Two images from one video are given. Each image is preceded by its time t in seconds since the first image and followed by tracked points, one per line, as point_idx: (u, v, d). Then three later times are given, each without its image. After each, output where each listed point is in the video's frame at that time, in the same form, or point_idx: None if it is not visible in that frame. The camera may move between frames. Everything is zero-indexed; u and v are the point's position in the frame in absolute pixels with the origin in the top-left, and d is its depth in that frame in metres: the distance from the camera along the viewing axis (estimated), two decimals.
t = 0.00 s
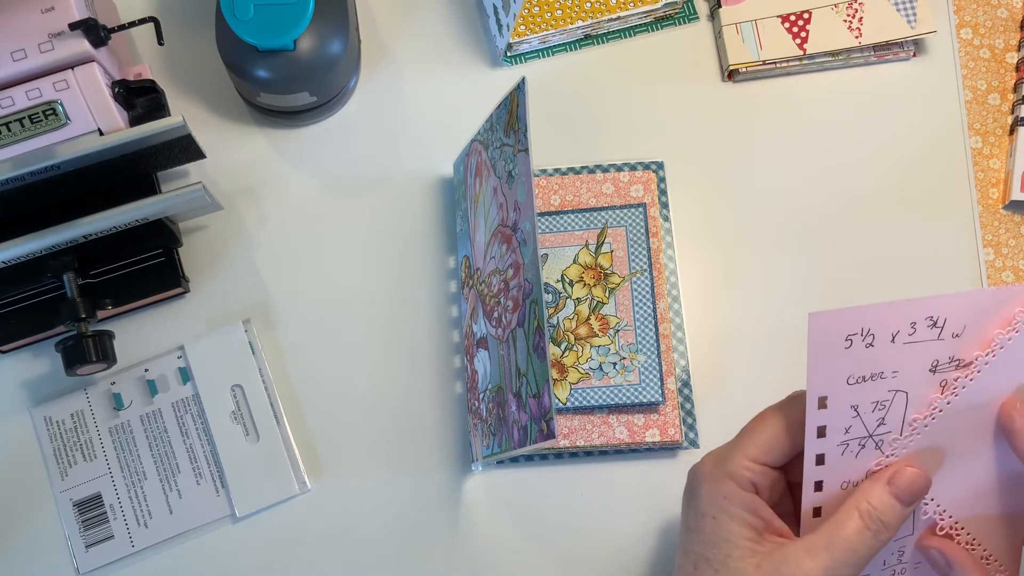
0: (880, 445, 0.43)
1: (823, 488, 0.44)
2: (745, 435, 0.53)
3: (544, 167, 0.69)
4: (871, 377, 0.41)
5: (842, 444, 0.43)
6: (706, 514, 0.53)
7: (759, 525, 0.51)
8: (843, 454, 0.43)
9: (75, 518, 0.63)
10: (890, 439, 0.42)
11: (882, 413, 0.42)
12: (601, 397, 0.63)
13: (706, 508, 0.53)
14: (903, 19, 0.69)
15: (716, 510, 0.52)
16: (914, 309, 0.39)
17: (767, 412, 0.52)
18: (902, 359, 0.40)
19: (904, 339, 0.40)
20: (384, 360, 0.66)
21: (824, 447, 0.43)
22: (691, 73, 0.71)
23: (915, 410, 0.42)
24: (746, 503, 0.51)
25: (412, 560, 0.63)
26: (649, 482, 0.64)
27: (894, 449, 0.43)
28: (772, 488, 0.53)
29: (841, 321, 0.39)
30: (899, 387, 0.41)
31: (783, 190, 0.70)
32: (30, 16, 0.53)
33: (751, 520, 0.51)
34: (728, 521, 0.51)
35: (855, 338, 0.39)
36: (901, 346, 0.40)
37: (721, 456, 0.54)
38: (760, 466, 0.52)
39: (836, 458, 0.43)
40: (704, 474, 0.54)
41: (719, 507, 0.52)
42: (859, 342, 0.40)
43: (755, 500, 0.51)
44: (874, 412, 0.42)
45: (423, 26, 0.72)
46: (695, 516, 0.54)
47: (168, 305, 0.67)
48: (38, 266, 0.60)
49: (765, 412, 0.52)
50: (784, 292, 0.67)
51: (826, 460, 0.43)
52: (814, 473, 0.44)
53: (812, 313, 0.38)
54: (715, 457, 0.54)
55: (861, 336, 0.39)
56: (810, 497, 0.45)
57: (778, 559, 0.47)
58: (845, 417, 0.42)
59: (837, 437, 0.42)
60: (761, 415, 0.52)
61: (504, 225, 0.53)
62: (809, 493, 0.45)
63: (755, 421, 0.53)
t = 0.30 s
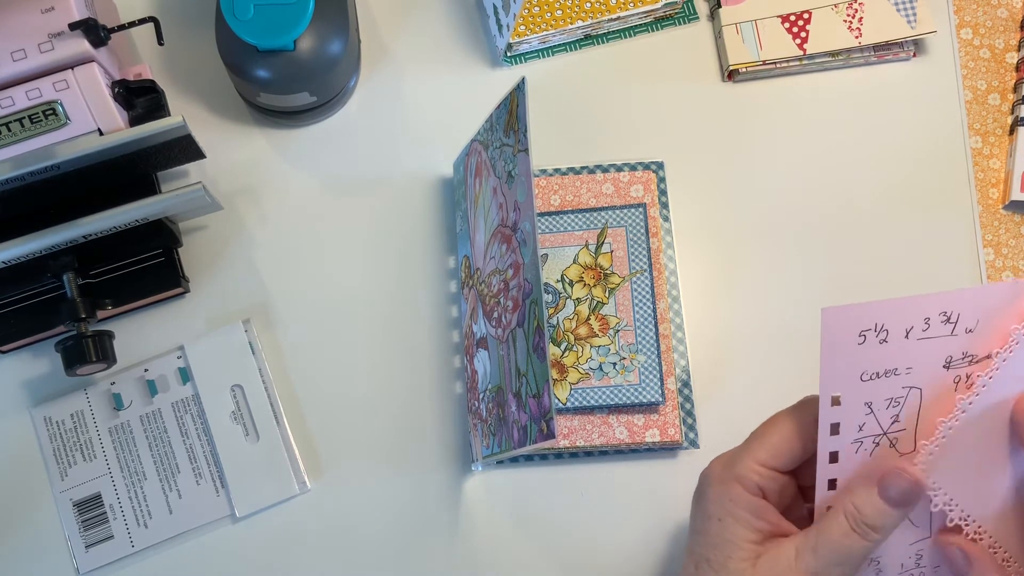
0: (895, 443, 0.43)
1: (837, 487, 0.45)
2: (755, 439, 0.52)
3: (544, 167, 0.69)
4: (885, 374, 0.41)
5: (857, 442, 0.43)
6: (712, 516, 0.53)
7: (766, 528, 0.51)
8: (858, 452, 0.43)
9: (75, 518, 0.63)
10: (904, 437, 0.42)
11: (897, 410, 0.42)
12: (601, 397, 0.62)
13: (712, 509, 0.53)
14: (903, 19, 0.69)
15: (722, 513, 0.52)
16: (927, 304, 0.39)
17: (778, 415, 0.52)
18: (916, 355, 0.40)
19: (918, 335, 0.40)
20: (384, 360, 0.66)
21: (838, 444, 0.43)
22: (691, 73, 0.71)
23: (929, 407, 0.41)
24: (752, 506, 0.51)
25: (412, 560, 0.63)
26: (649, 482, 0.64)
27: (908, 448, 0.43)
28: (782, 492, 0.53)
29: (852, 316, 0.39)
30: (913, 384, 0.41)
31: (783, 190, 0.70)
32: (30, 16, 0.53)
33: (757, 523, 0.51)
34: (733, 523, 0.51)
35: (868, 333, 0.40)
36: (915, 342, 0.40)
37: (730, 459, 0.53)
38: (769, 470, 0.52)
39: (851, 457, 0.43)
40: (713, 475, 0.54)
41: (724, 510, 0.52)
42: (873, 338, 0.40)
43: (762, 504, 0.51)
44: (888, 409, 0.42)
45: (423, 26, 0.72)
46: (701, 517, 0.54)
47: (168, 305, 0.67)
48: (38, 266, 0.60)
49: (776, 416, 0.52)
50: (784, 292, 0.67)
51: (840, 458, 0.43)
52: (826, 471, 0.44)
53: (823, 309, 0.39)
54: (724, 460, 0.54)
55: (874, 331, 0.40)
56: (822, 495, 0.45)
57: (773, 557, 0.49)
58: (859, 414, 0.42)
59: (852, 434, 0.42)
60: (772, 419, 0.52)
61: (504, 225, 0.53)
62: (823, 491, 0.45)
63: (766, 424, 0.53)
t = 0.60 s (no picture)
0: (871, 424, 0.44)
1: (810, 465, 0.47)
2: (737, 428, 0.52)
3: (544, 167, 0.69)
4: (850, 354, 0.44)
5: (829, 421, 0.45)
6: (697, 508, 0.53)
7: (749, 517, 0.51)
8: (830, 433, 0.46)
9: (75, 518, 0.63)
10: (878, 417, 0.44)
11: (866, 390, 0.44)
12: (600, 397, 0.62)
13: (698, 501, 0.53)
14: (903, 19, 0.69)
15: (707, 505, 0.52)
16: (885, 286, 0.43)
17: (759, 404, 0.52)
18: (881, 335, 0.43)
19: (880, 315, 0.43)
20: (385, 360, 0.66)
21: (811, 423, 0.46)
22: (691, 73, 0.71)
23: (900, 388, 0.44)
24: (736, 497, 0.51)
25: (413, 560, 0.63)
26: (649, 483, 0.64)
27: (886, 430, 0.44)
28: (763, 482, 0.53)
29: (813, 297, 0.44)
30: (882, 365, 0.44)
31: (783, 190, 0.70)
32: (31, 16, 0.53)
33: (741, 514, 0.51)
34: (720, 514, 0.51)
35: (829, 314, 0.44)
36: (878, 321, 0.43)
37: (714, 451, 0.53)
38: (751, 460, 0.52)
39: (825, 438, 0.46)
40: (697, 468, 0.53)
41: (710, 501, 0.52)
42: (834, 318, 0.44)
43: (745, 494, 0.51)
44: (858, 389, 0.44)
45: (423, 26, 0.72)
46: (688, 511, 0.54)
47: (168, 305, 0.67)
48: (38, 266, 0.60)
49: (759, 402, 0.52)
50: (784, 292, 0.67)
51: (813, 438, 0.46)
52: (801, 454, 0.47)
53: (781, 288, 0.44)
54: (707, 452, 0.54)
55: (834, 311, 0.44)
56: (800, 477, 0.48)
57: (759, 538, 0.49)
58: (828, 394, 0.45)
59: (823, 414, 0.45)
60: (755, 407, 0.52)
61: (504, 225, 0.53)
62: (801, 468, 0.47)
63: (749, 411, 0.52)
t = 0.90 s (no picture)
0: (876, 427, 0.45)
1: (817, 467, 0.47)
2: (741, 430, 0.53)
3: (544, 167, 0.69)
4: (851, 359, 0.45)
5: (832, 427, 0.46)
6: (701, 509, 0.53)
7: (753, 518, 0.51)
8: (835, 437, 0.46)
9: (75, 518, 0.63)
10: (882, 420, 0.45)
11: (869, 394, 0.45)
12: (600, 397, 0.63)
13: (701, 502, 0.53)
14: (903, 19, 0.69)
15: (710, 505, 0.52)
16: (884, 290, 0.43)
17: (764, 407, 0.52)
18: (881, 339, 0.44)
19: (880, 320, 0.43)
20: (385, 360, 0.66)
21: (815, 429, 0.47)
22: (691, 73, 0.71)
23: (904, 392, 0.44)
24: (740, 498, 0.51)
25: (413, 560, 0.63)
26: (649, 483, 0.64)
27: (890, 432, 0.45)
28: (769, 484, 0.53)
29: (809, 305, 0.44)
30: (883, 369, 0.44)
31: (783, 190, 0.70)
32: (31, 16, 0.53)
33: (746, 515, 0.51)
34: (723, 515, 0.52)
35: (827, 321, 0.44)
36: (877, 326, 0.43)
37: (717, 453, 0.54)
38: (756, 462, 0.52)
39: (830, 442, 0.46)
40: (701, 470, 0.54)
41: (714, 502, 0.52)
42: (833, 325, 0.44)
43: (749, 495, 0.51)
44: (860, 393, 0.45)
45: (423, 26, 0.72)
46: (690, 511, 0.54)
47: (168, 305, 0.67)
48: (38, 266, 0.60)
49: (764, 405, 0.52)
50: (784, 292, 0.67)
51: (819, 443, 0.47)
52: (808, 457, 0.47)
53: (777, 298, 0.45)
54: (711, 454, 0.54)
55: (832, 318, 0.44)
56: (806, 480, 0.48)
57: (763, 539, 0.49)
58: (830, 399, 0.46)
59: (827, 419, 0.46)
60: (760, 410, 0.52)
61: (504, 225, 0.53)
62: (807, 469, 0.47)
63: (755, 414, 0.52)
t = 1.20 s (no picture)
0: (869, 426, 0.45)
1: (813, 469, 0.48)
2: (738, 428, 0.52)
3: (544, 167, 0.69)
4: (843, 358, 0.45)
5: (826, 426, 0.46)
6: (700, 507, 0.53)
7: (751, 516, 0.51)
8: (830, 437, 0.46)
9: (75, 518, 0.63)
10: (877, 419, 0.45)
11: (862, 393, 0.45)
12: (600, 397, 0.63)
13: (701, 501, 0.53)
14: (902, 19, 0.69)
15: (709, 503, 0.52)
16: (875, 290, 0.43)
17: (760, 404, 0.52)
18: (873, 339, 0.44)
19: (870, 319, 0.44)
20: (385, 360, 0.66)
21: (809, 429, 0.47)
22: (691, 73, 0.71)
23: (896, 390, 0.45)
24: (737, 496, 0.51)
25: (413, 560, 0.63)
26: (649, 483, 0.64)
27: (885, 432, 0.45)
28: (765, 483, 0.53)
29: (799, 305, 0.44)
30: (875, 367, 0.45)
31: (783, 190, 0.70)
32: (31, 16, 0.53)
33: (743, 513, 0.51)
34: (722, 513, 0.51)
35: (818, 321, 0.44)
36: (868, 326, 0.44)
37: (715, 452, 0.53)
38: (752, 460, 0.52)
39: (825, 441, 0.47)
40: (698, 469, 0.54)
41: (711, 500, 0.52)
42: (824, 325, 0.44)
43: (746, 493, 0.51)
44: (853, 392, 0.45)
45: (423, 26, 0.72)
46: (689, 509, 0.54)
47: (168, 305, 0.67)
48: (37, 266, 0.60)
49: (761, 403, 0.52)
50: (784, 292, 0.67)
51: (814, 442, 0.47)
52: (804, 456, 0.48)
53: (767, 298, 0.44)
54: (709, 452, 0.54)
55: (823, 318, 0.44)
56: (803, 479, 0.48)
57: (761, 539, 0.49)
58: (824, 398, 0.46)
59: (821, 419, 0.46)
60: (758, 408, 0.51)
61: (504, 225, 0.53)
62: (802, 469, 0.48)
63: (751, 412, 0.52)
